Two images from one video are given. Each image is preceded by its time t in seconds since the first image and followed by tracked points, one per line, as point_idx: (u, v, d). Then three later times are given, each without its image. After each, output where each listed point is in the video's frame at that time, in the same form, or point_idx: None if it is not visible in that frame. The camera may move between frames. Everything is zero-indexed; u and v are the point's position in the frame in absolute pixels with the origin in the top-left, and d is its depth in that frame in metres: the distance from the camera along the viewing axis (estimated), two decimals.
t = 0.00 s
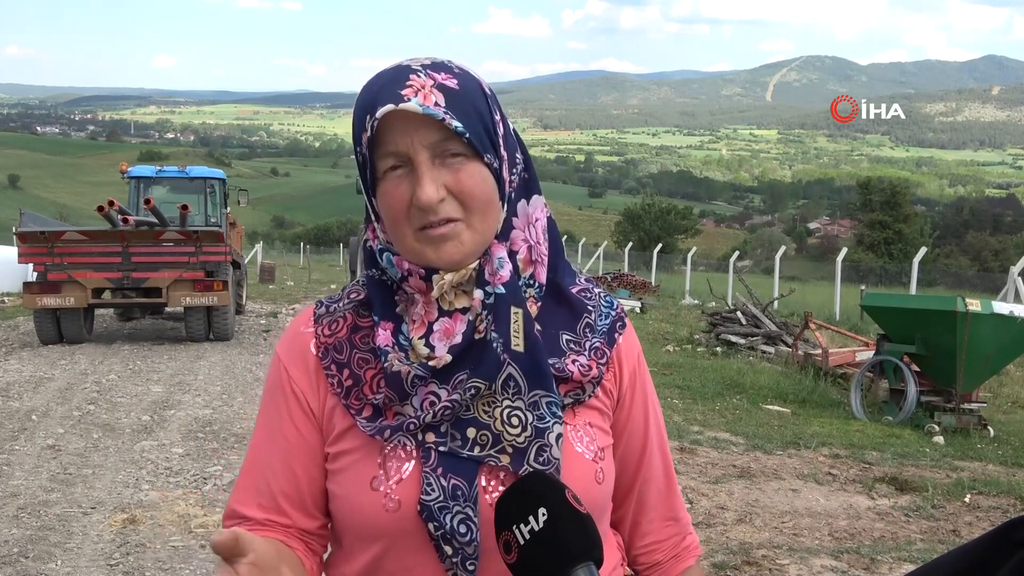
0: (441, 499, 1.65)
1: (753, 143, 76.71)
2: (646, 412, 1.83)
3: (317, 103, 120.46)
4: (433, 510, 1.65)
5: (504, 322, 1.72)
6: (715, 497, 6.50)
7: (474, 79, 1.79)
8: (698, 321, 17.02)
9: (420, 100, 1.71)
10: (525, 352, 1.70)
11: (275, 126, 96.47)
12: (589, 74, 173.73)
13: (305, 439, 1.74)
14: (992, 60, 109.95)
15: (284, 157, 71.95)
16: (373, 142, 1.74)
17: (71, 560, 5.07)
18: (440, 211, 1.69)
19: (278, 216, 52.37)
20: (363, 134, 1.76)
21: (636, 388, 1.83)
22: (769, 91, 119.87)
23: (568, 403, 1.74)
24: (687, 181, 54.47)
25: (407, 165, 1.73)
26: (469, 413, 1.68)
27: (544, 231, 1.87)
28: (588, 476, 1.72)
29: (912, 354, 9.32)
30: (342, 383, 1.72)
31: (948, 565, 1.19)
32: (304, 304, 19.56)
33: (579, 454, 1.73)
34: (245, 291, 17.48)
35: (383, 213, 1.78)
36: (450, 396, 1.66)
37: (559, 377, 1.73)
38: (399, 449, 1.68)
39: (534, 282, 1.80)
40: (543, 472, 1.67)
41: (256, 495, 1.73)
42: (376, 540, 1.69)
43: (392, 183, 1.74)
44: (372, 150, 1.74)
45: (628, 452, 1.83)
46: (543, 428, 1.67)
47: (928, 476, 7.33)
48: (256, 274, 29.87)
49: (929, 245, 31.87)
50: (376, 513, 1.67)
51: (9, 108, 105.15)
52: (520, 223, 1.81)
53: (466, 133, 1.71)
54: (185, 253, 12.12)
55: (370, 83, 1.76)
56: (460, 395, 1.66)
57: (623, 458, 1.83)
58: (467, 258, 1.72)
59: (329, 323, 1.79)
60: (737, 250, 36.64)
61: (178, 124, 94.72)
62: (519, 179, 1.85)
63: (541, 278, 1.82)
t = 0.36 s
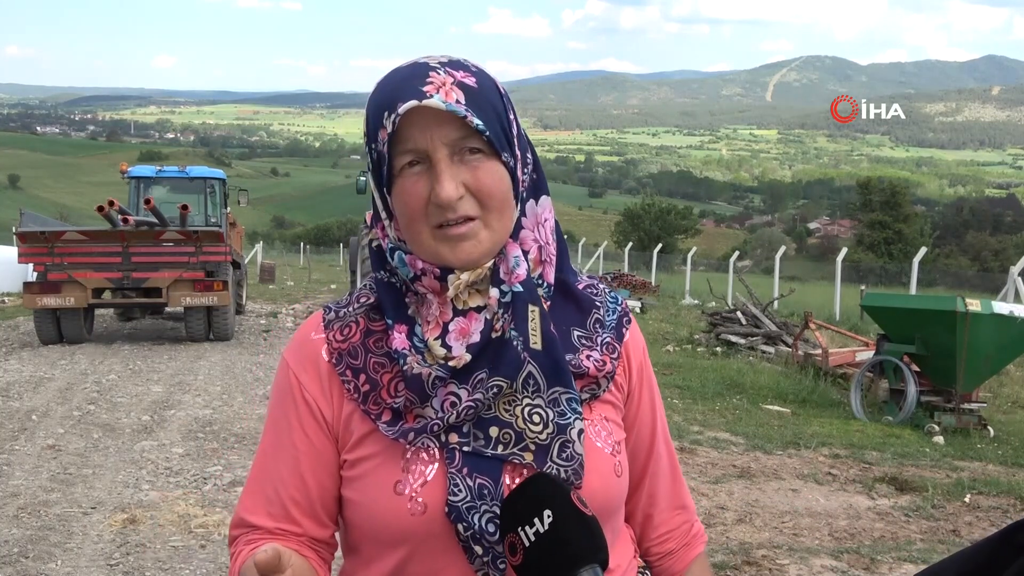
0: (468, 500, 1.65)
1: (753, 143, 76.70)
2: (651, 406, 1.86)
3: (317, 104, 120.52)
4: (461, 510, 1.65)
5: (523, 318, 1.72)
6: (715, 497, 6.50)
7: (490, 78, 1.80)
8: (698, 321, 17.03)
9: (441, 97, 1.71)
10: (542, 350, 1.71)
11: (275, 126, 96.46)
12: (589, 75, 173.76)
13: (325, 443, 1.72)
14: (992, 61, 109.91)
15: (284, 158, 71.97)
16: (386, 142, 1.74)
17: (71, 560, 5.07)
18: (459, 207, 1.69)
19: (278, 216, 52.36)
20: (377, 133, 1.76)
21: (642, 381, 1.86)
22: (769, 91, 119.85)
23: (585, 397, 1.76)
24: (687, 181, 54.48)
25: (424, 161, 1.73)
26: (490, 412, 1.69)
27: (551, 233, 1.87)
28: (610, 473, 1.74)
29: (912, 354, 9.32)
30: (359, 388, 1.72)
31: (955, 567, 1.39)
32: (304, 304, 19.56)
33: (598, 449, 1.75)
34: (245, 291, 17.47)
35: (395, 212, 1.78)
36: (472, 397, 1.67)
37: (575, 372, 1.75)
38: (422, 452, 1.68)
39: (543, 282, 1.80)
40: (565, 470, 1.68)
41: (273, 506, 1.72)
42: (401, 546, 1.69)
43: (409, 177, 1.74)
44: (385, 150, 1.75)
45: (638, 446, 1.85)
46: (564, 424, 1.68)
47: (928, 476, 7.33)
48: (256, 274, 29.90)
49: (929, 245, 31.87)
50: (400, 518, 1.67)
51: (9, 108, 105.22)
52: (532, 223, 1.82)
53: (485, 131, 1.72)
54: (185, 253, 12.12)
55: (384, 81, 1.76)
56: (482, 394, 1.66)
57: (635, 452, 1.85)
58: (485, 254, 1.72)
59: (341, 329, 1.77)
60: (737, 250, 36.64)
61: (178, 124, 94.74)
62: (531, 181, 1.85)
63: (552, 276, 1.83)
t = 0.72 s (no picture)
0: (454, 497, 1.64)
1: (754, 143, 76.67)
2: (648, 401, 1.87)
3: (317, 103, 120.52)
4: (447, 508, 1.64)
5: (515, 321, 1.74)
6: (715, 497, 6.50)
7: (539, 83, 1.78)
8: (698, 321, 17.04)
9: (542, 94, 1.76)
10: (533, 350, 1.72)
11: (275, 126, 96.53)
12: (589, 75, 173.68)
13: (314, 452, 1.74)
14: (992, 61, 109.92)
15: (284, 158, 71.97)
16: (467, 117, 1.72)
17: (71, 560, 5.07)
18: (519, 200, 1.70)
19: (278, 216, 52.33)
20: (450, 109, 1.73)
21: (637, 375, 1.86)
22: (769, 90, 119.74)
23: (574, 393, 1.77)
24: (687, 181, 54.53)
25: (495, 149, 1.73)
26: (479, 409, 1.68)
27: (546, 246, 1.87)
28: (602, 467, 1.74)
29: (912, 355, 9.33)
30: (347, 395, 1.73)
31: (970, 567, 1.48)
32: (305, 304, 19.57)
33: (589, 444, 1.74)
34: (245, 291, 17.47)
35: (436, 190, 1.75)
36: (461, 389, 1.66)
37: (563, 369, 1.75)
38: (411, 453, 1.69)
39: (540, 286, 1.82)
40: (552, 470, 1.67)
41: (259, 513, 1.74)
42: (393, 549, 1.69)
43: (470, 157, 1.73)
44: (464, 125, 1.71)
45: (634, 442, 1.85)
46: (553, 425, 1.68)
47: (928, 476, 7.33)
48: (256, 274, 29.91)
49: (929, 245, 31.85)
50: (388, 520, 1.68)
51: (9, 108, 105.27)
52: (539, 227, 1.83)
53: (557, 139, 1.79)
54: (185, 253, 12.12)
55: (470, 56, 1.77)
56: (471, 386, 1.66)
57: (629, 450, 1.85)
58: (514, 250, 1.73)
59: (327, 337, 1.79)
60: (737, 250, 36.66)
61: (178, 124, 94.71)
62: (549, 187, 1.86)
63: (541, 277, 1.84)
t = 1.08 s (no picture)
0: (435, 481, 1.64)
1: (754, 143, 76.68)
2: (642, 403, 1.86)
3: (317, 104, 120.64)
4: (427, 491, 1.64)
5: (510, 317, 1.74)
6: (714, 497, 6.50)
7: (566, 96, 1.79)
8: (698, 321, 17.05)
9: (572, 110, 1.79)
10: (524, 344, 1.72)
11: (275, 126, 96.56)
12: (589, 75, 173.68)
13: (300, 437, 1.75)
14: (992, 60, 109.80)
15: (284, 157, 71.97)
16: (497, 114, 1.72)
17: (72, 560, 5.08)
18: (531, 205, 1.71)
19: (278, 216, 52.33)
20: (481, 103, 1.75)
21: (632, 378, 1.85)
22: (769, 91, 119.79)
23: (564, 388, 1.76)
24: (687, 181, 54.54)
25: (517, 151, 1.74)
26: (466, 398, 1.68)
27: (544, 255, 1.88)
28: (589, 463, 1.73)
29: (912, 355, 9.33)
30: (338, 381, 1.74)
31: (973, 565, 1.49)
32: (305, 305, 19.57)
33: (578, 439, 1.73)
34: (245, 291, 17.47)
35: (452, 181, 1.76)
36: (449, 376, 1.67)
37: (554, 364, 1.75)
38: (397, 437, 1.69)
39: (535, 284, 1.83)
40: (536, 461, 1.67)
41: (249, 498, 1.75)
42: (374, 535, 1.69)
43: (492, 153, 1.74)
44: (493, 121, 1.72)
45: (630, 446, 1.84)
46: (539, 417, 1.68)
47: (928, 476, 7.33)
48: (256, 274, 29.92)
49: (929, 244, 31.86)
50: (370, 508, 1.68)
51: (9, 108, 105.31)
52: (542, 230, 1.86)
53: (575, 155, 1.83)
54: (185, 253, 12.12)
55: (506, 59, 1.79)
56: (460, 374, 1.66)
57: (624, 451, 1.84)
58: (515, 254, 1.74)
59: (320, 324, 1.80)
60: (737, 250, 36.65)
61: (178, 124, 94.72)
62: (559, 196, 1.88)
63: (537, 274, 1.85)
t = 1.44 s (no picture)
0: (418, 478, 1.66)
1: (754, 143, 76.68)
2: (638, 410, 1.84)
3: (317, 104, 120.72)
4: (407, 488, 1.66)
5: (504, 320, 1.74)
6: (715, 497, 6.50)
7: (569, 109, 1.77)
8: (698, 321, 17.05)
9: (570, 116, 1.75)
10: (517, 346, 1.72)
11: (275, 126, 96.53)
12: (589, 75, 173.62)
13: (294, 420, 1.79)
14: (992, 60, 109.71)
15: (284, 157, 71.95)
16: (493, 128, 1.71)
17: (73, 560, 5.08)
18: (526, 215, 1.70)
19: (278, 216, 52.24)
20: (481, 113, 1.73)
21: (629, 386, 1.83)
22: (769, 91, 119.81)
23: (554, 395, 1.75)
24: (687, 181, 54.53)
25: (516, 160, 1.73)
26: (455, 397, 1.70)
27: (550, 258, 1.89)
28: (574, 471, 1.72)
29: (912, 354, 9.33)
30: (332, 368, 1.77)
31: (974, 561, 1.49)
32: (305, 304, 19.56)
33: (564, 446, 1.73)
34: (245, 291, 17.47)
35: (451, 190, 1.76)
36: (437, 374, 1.68)
37: (546, 370, 1.74)
38: (382, 430, 1.71)
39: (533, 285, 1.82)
40: (519, 464, 1.68)
41: (245, 476, 1.79)
42: (353, 522, 1.72)
43: (487, 164, 1.73)
44: (489, 134, 1.71)
45: (622, 457, 1.82)
46: (526, 421, 1.68)
47: (928, 476, 7.33)
48: (256, 274, 29.92)
49: (929, 245, 31.85)
50: (354, 497, 1.71)
51: (9, 107, 105.29)
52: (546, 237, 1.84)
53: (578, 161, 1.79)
54: (185, 253, 12.12)
55: (513, 65, 1.77)
56: (448, 372, 1.68)
57: (615, 460, 1.83)
58: (512, 261, 1.73)
59: (322, 312, 1.84)
60: (737, 250, 36.64)
61: (178, 123, 94.66)
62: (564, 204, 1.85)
63: (540, 278, 1.85)
